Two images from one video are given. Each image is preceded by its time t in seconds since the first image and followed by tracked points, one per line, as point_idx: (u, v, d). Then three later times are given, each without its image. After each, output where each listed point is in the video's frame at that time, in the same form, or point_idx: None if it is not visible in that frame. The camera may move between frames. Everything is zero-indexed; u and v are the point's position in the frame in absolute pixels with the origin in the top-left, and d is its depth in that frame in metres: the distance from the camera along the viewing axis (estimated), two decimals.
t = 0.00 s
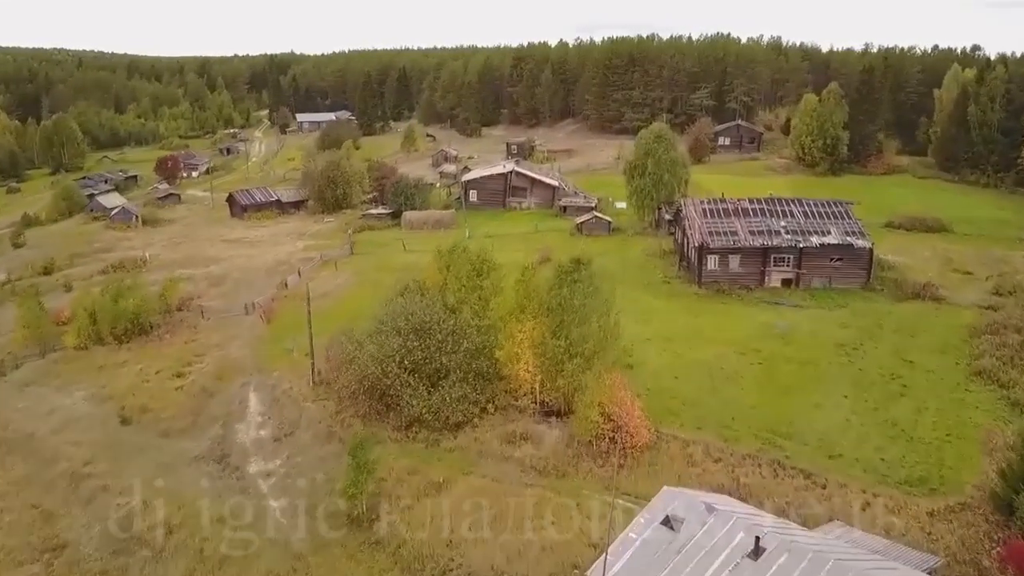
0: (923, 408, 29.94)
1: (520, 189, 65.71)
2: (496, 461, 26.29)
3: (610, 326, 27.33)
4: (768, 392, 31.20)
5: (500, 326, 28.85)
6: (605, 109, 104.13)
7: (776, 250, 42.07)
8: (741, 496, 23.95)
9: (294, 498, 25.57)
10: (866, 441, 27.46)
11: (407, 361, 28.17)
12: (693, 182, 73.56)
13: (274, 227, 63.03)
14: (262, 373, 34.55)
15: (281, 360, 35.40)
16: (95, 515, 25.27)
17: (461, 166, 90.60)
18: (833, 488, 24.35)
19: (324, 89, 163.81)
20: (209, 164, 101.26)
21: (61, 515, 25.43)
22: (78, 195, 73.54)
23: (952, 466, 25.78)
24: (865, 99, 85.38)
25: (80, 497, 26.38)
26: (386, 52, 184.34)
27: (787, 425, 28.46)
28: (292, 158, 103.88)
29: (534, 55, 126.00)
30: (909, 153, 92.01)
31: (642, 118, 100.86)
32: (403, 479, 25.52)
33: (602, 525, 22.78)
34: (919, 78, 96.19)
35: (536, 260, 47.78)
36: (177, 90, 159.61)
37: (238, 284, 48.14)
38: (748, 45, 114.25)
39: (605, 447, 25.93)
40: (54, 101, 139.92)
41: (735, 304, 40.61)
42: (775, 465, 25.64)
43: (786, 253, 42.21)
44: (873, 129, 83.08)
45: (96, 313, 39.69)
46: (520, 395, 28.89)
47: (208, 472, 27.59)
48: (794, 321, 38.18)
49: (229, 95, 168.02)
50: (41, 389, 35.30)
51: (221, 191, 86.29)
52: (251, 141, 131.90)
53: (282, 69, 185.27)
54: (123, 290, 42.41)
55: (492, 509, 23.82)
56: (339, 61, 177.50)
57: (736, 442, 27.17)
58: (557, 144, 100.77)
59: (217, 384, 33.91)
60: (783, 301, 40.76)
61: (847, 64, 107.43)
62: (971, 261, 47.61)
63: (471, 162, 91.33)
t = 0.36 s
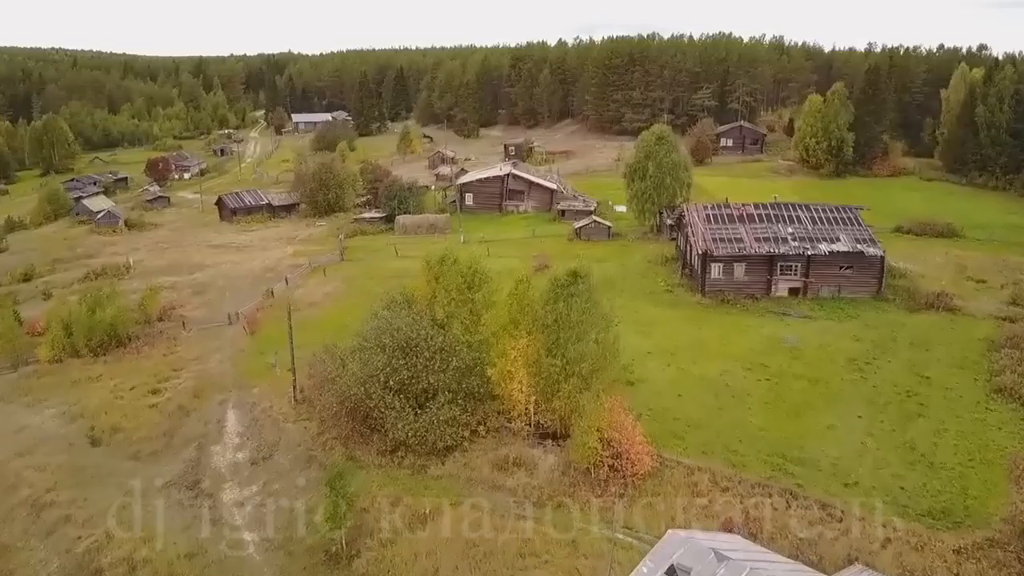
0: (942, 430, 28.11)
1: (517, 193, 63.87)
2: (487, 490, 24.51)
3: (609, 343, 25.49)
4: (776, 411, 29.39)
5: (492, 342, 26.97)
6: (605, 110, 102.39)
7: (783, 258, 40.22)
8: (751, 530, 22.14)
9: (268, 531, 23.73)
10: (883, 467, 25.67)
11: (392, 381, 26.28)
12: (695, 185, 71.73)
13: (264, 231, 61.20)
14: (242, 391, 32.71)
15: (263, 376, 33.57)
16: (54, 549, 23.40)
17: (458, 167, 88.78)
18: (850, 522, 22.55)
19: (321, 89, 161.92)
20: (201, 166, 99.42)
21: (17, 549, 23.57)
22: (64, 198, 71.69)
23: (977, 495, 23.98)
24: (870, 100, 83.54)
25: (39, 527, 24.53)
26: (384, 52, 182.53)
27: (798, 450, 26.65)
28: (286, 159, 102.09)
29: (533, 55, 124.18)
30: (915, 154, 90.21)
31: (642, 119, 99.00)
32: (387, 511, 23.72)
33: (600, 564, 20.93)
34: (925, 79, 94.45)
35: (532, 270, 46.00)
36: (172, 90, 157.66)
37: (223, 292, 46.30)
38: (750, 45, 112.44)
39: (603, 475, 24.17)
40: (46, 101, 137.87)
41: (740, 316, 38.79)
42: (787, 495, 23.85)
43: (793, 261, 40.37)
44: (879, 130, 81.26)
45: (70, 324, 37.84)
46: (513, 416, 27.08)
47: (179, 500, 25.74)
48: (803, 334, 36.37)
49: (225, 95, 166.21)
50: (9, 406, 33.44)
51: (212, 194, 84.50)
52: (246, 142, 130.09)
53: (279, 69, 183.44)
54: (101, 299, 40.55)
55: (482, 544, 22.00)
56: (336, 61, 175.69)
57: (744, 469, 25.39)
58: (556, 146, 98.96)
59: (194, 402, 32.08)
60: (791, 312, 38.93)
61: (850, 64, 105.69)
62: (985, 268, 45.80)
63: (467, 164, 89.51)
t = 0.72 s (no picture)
0: (966, 453, 26.29)
1: (515, 196, 62.08)
2: (477, 523, 22.80)
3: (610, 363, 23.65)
4: (788, 433, 27.60)
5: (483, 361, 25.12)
6: (605, 111, 100.65)
7: (791, 266, 38.41)
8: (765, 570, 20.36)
9: (241, 568, 21.92)
10: (904, 496, 23.88)
11: (376, 404, 24.45)
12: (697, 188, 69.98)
13: (254, 236, 59.39)
14: (220, 409, 30.89)
15: (243, 393, 31.77)
16: None
17: (455, 169, 87.01)
18: (873, 562, 20.81)
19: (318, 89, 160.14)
20: (193, 168, 97.67)
21: None
22: (50, 200, 70.02)
23: (1008, 527, 22.20)
24: (876, 100, 81.74)
25: None
26: (382, 51, 180.75)
27: (811, 476, 24.88)
28: (280, 161, 100.32)
29: (532, 54, 122.48)
30: (921, 156, 88.47)
31: (643, 120, 97.24)
32: (370, 546, 21.95)
33: None
34: (931, 78, 92.69)
35: (530, 280, 44.25)
36: (167, 90, 155.90)
37: (208, 301, 44.51)
38: (752, 44, 110.70)
39: (603, 507, 22.55)
40: (39, 102, 136.15)
41: (747, 328, 37.00)
42: (802, 530, 22.11)
43: (802, 269, 38.54)
44: (885, 131, 79.48)
45: (43, 335, 36.06)
46: (507, 440, 25.29)
47: (147, 531, 23.92)
48: (814, 348, 34.57)
49: (221, 95, 164.43)
50: None
51: (203, 196, 82.74)
52: (241, 143, 128.31)
53: (276, 69, 181.85)
54: (77, 309, 38.76)
55: None
56: (333, 61, 173.86)
57: (756, 497, 23.62)
58: (555, 147, 97.19)
59: (169, 421, 30.28)
60: (800, 324, 37.14)
61: (855, 64, 103.92)
62: (1001, 276, 44.04)
63: (465, 166, 87.79)
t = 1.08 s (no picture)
0: (993, 480, 24.55)
1: (512, 199, 60.28)
2: (471, 564, 21.66)
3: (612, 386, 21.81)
4: (800, 456, 25.88)
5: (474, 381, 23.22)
6: (605, 111, 98.85)
7: (800, 275, 36.65)
8: None
9: None
10: (929, 529, 22.21)
11: (359, 430, 22.81)
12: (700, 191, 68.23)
13: (243, 241, 57.59)
14: (198, 429, 29.08)
15: (223, 412, 29.97)
16: None
17: (453, 171, 85.22)
18: None
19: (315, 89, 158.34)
20: (186, 169, 95.93)
21: None
22: (35, 203, 68.36)
23: None
24: (882, 100, 79.97)
25: None
26: (379, 51, 178.98)
27: (829, 507, 23.20)
28: (274, 162, 98.49)
29: (531, 54, 120.72)
30: (927, 157, 86.77)
31: (644, 121, 95.48)
32: None
33: None
34: (937, 78, 90.85)
35: (526, 290, 42.51)
36: (162, 90, 154.17)
37: (193, 310, 42.72)
38: (755, 44, 109.00)
39: (603, 545, 21.57)
40: (31, 103, 134.46)
41: (754, 340, 35.25)
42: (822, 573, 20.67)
43: (813, 278, 36.77)
44: (892, 132, 77.73)
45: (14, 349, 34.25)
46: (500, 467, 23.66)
47: (112, 568, 22.11)
48: (826, 362, 32.78)
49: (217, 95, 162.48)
50: None
51: (195, 198, 80.96)
52: (236, 144, 126.56)
53: (273, 69, 180.16)
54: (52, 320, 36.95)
55: None
56: (330, 60, 172.02)
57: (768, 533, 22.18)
58: (554, 148, 95.42)
59: (144, 442, 28.46)
60: (810, 336, 35.36)
61: (859, 64, 102.17)
62: (1018, 284, 42.24)
63: (462, 168, 86.09)
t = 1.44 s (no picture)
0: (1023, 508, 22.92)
1: (511, 203, 58.67)
2: None
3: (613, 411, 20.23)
4: (814, 481, 24.32)
5: (466, 403, 21.63)
6: (605, 112, 97.25)
7: (811, 284, 35.03)
8: None
9: None
10: (957, 565, 20.62)
11: (342, 457, 21.27)
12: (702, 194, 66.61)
13: (234, 246, 56.01)
14: (176, 450, 27.43)
15: (203, 431, 28.32)
16: None
17: (451, 173, 83.65)
18: None
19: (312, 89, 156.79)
20: (179, 170, 94.30)
21: None
22: (22, 207, 66.76)
23: None
24: (889, 101, 78.36)
25: None
26: (377, 50, 177.48)
27: (846, 540, 21.62)
28: (269, 163, 96.89)
29: (530, 54, 119.18)
30: (933, 159, 86.01)
31: (645, 121, 93.89)
32: None
33: None
34: (944, 78, 89.22)
35: (524, 299, 40.93)
36: (158, 91, 152.59)
37: (178, 319, 41.10)
38: (757, 43, 107.56)
39: None
40: (25, 103, 132.91)
41: (763, 353, 33.63)
42: None
43: (823, 287, 35.16)
44: (899, 134, 76.12)
45: None
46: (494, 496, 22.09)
47: None
48: (839, 376, 31.16)
49: (213, 95, 160.91)
50: None
51: (187, 201, 79.34)
52: (231, 144, 124.95)
53: (271, 69, 178.65)
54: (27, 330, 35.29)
55: None
56: (328, 60, 170.37)
57: (783, 568, 20.53)
58: (554, 149, 93.83)
59: (118, 464, 26.84)
60: (821, 348, 33.75)
61: (863, 63, 100.58)
62: None
63: (460, 170, 84.53)
